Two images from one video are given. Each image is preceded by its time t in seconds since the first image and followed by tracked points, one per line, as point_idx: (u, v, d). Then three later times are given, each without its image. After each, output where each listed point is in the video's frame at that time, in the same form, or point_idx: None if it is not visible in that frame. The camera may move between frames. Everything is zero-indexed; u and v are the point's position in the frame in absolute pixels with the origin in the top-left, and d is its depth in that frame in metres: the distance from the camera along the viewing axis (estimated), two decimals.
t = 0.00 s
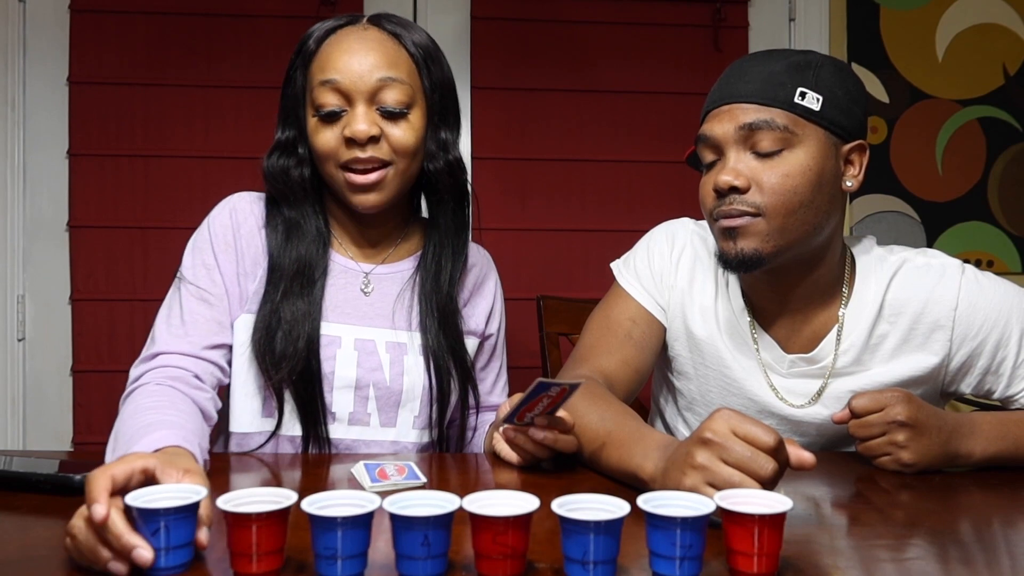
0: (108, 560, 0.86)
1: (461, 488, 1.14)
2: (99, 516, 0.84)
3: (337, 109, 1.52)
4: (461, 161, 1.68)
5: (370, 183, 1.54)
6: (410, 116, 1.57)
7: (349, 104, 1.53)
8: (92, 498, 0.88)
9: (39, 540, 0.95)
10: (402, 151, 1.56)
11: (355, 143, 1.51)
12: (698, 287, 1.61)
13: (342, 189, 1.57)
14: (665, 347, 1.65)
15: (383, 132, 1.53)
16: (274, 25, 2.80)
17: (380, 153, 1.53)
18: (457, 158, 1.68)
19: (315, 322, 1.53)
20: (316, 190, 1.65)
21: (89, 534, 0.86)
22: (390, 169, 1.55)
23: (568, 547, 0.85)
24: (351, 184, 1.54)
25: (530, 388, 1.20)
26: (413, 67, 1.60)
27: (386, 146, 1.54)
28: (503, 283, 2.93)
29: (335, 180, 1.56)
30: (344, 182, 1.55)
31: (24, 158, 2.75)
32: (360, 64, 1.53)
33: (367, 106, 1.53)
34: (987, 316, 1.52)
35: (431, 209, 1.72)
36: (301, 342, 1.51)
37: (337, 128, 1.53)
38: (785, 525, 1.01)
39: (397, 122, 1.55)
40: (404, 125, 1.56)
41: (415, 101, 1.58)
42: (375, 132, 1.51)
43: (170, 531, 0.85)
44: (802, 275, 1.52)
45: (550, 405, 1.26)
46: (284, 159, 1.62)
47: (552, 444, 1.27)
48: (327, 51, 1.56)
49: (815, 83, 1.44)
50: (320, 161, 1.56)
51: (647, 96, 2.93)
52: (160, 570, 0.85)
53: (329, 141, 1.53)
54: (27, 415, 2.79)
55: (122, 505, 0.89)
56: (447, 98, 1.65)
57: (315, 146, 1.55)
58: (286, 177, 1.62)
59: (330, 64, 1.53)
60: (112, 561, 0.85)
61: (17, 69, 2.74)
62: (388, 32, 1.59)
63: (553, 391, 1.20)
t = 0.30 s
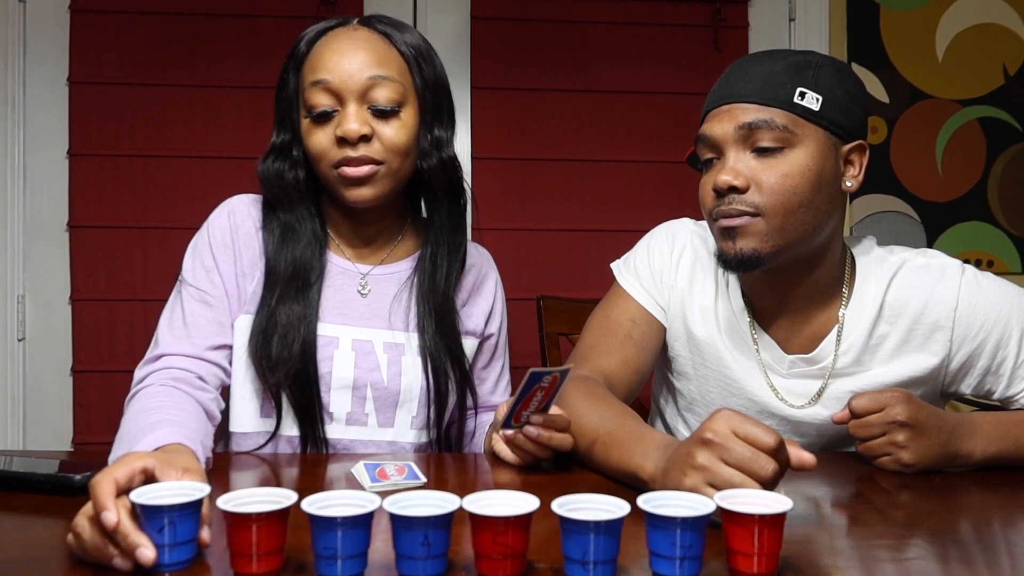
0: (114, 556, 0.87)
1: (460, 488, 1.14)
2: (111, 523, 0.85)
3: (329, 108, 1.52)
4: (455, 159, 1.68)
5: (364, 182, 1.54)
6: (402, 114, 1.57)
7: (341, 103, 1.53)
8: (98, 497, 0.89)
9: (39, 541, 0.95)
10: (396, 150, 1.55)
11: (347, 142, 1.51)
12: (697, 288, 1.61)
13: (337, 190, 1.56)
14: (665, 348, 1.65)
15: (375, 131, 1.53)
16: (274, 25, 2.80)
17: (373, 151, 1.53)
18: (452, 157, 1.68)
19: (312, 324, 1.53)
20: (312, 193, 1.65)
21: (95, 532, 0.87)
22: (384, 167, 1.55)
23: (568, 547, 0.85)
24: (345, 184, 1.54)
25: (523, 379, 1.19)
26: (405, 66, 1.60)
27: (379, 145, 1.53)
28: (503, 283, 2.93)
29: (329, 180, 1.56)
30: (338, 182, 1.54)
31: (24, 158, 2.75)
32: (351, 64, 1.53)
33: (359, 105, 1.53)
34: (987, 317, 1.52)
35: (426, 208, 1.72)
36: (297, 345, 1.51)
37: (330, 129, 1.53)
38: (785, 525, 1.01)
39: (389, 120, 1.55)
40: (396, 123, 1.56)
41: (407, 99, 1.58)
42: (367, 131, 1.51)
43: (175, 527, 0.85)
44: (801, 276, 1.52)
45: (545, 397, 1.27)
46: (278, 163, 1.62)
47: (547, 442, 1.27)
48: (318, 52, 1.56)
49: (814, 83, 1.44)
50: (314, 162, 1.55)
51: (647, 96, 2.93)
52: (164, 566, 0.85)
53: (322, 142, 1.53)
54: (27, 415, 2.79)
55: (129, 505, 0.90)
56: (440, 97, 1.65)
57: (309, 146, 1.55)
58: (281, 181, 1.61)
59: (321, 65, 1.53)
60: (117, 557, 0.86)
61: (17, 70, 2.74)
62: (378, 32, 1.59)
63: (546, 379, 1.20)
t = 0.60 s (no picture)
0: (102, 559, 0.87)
1: (460, 488, 1.14)
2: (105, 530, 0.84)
3: (329, 108, 1.52)
4: (454, 156, 1.68)
5: (365, 181, 1.54)
6: (402, 112, 1.57)
7: (341, 102, 1.53)
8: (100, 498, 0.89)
9: (38, 541, 0.95)
10: (397, 149, 1.56)
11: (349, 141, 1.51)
12: (697, 288, 1.61)
13: (337, 190, 1.56)
14: (665, 348, 1.65)
15: (375, 129, 1.53)
16: (274, 26, 2.80)
17: (374, 150, 1.53)
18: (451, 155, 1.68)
19: (310, 326, 1.53)
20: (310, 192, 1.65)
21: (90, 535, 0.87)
22: (385, 166, 1.55)
23: (568, 547, 0.85)
24: (345, 185, 1.54)
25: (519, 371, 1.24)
26: (403, 64, 1.60)
27: (379, 143, 1.53)
28: (503, 283, 2.93)
29: (329, 181, 1.56)
30: (338, 181, 1.54)
31: (24, 158, 2.75)
32: (350, 62, 1.53)
33: (359, 103, 1.53)
34: (987, 317, 1.52)
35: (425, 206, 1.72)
36: (297, 348, 1.51)
37: (330, 128, 1.53)
38: (785, 525, 1.01)
39: (389, 118, 1.55)
40: (396, 121, 1.56)
41: (406, 97, 1.58)
42: (369, 130, 1.51)
43: (170, 530, 0.85)
44: (801, 275, 1.52)
45: (541, 395, 1.31)
46: (277, 163, 1.62)
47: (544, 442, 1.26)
48: (316, 51, 1.56)
49: (814, 83, 1.44)
50: (315, 162, 1.55)
51: (647, 96, 2.93)
52: (160, 569, 0.85)
53: (323, 142, 1.53)
54: (26, 415, 2.79)
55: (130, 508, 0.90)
56: (438, 94, 1.65)
57: (309, 146, 1.55)
58: (280, 181, 1.61)
59: (319, 63, 1.53)
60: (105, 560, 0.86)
61: (17, 70, 2.74)
62: (376, 30, 1.59)
63: (542, 369, 1.24)
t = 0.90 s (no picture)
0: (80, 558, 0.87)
1: (460, 488, 1.14)
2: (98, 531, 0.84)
3: (330, 107, 1.52)
4: (454, 154, 1.68)
5: (366, 180, 1.54)
6: (403, 111, 1.57)
7: (342, 101, 1.53)
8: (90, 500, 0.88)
9: (38, 541, 0.95)
10: (398, 147, 1.56)
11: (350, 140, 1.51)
12: (697, 288, 1.61)
13: (337, 190, 1.56)
14: (664, 348, 1.64)
15: (377, 128, 1.53)
16: (274, 26, 2.80)
17: (376, 149, 1.53)
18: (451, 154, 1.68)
19: (309, 329, 1.53)
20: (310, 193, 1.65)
21: (75, 534, 0.87)
22: (386, 166, 1.55)
23: (568, 547, 0.85)
24: (346, 185, 1.54)
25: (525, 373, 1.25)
26: (403, 62, 1.60)
27: (381, 142, 1.53)
28: (503, 283, 2.93)
29: (329, 180, 1.56)
30: (340, 181, 1.54)
31: (24, 158, 2.75)
32: (350, 61, 1.53)
33: (360, 102, 1.52)
34: (986, 317, 1.52)
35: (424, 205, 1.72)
36: (297, 350, 1.51)
37: (331, 127, 1.53)
38: (785, 525, 1.01)
39: (390, 117, 1.55)
40: (397, 119, 1.56)
41: (407, 95, 1.58)
42: (370, 128, 1.51)
43: (170, 530, 0.85)
44: (801, 275, 1.52)
45: (541, 395, 1.33)
46: (276, 163, 1.62)
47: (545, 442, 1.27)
48: (315, 49, 1.56)
49: (815, 83, 1.44)
50: (315, 161, 1.55)
51: (647, 96, 2.93)
52: (161, 569, 0.85)
53: (325, 141, 1.52)
54: (26, 415, 2.79)
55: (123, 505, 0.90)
56: (438, 93, 1.65)
57: (309, 146, 1.55)
58: (280, 181, 1.61)
59: (319, 62, 1.53)
60: (83, 560, 0.86)
61: (17, 70, 2.74)
62: (375, 28, 1.60)
63: (546, 371, 1.26)
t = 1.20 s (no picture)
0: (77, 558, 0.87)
1: (460, 488, 1.15)
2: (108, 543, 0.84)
3: (331, 108, 1.52)
4: (455, 154, 1.69)
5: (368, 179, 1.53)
6: (404, 111, 1.57)
7: (344, 101, 1.52)
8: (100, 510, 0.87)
9: (39, 541, 0.95)
10: (400, 148, 1.55)
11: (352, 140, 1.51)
12: (697, 288, 1.61)
13: (339, 189, 1.56)
14: (665, 348, 1.64)
15: (379, 129, 1.53)
16: (274, 26, 2.80)
17: (377, 149, 1.52)
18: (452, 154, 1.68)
19: (310, 330, 1.53)
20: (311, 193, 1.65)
21: (72, 534, 0.88)
22: (389, 165, 1.54)
23: (568, 547, 0.85)
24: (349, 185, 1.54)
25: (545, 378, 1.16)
26: (404, 62, 1.60)
27: (383, 143, 1.53)
28: (503, 284, 2.93)
29: (331, 180, 1.55)
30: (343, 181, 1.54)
31: (24, 158, 2.75)
32: (352, 61, 1.53)
33: (362, 102, 1.52)
34: (986, 318, 1.52)
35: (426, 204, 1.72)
36: (299, 351, 1.51)
37: (333, 128, 1.52)
38: (785, 525, 1.01)
39: (392, 117, 1.55)
40: (399, 120, 1.56)
41: (408, 95, 1.58)
42: (372, 129, 1.50)
43: (170, 530, 0.85)
44: (802, 276, 1.52)
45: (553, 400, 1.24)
46: (277, 163, 1.62)
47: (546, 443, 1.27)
48: (317, 50, 1.56)
49: (815, 83, 1.44)
50: (317, 161, 1.55)
51: (647, 96, 2.93)
52: (161, 568, 0.86)
53: (327, 142, 1.52)
54: (26, 415, 2.79)
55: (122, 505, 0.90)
56: (439, 93, 1.66)
57: (311, 145, 1.55)
58: (282, 182, 1.61)
59: (320, 62, 1.53)
60: (78, 560, 0.86)
61: (17, 70, 2.73)
62: (376, 29, 1.60)
63: (562, 378, 1.17)
